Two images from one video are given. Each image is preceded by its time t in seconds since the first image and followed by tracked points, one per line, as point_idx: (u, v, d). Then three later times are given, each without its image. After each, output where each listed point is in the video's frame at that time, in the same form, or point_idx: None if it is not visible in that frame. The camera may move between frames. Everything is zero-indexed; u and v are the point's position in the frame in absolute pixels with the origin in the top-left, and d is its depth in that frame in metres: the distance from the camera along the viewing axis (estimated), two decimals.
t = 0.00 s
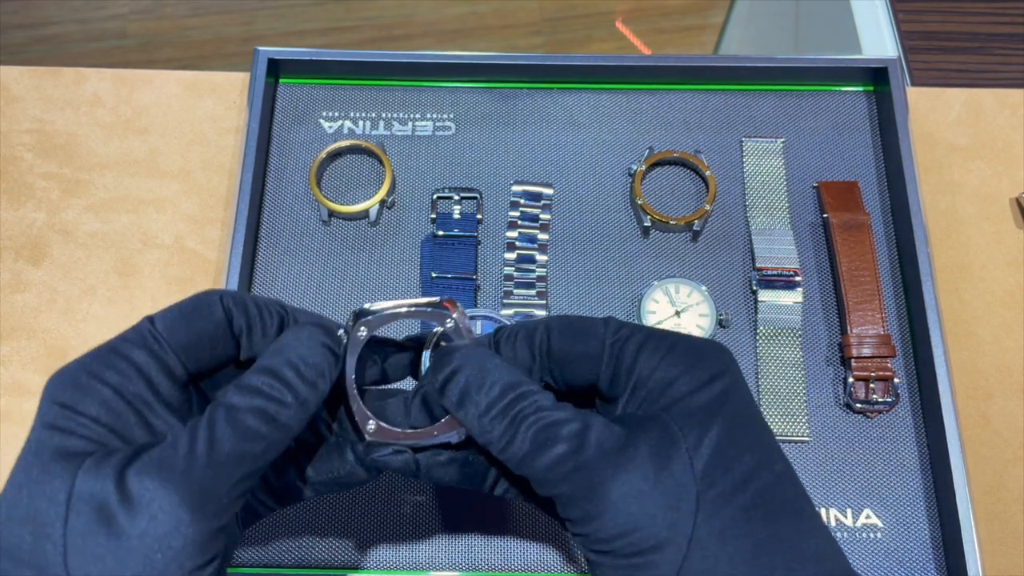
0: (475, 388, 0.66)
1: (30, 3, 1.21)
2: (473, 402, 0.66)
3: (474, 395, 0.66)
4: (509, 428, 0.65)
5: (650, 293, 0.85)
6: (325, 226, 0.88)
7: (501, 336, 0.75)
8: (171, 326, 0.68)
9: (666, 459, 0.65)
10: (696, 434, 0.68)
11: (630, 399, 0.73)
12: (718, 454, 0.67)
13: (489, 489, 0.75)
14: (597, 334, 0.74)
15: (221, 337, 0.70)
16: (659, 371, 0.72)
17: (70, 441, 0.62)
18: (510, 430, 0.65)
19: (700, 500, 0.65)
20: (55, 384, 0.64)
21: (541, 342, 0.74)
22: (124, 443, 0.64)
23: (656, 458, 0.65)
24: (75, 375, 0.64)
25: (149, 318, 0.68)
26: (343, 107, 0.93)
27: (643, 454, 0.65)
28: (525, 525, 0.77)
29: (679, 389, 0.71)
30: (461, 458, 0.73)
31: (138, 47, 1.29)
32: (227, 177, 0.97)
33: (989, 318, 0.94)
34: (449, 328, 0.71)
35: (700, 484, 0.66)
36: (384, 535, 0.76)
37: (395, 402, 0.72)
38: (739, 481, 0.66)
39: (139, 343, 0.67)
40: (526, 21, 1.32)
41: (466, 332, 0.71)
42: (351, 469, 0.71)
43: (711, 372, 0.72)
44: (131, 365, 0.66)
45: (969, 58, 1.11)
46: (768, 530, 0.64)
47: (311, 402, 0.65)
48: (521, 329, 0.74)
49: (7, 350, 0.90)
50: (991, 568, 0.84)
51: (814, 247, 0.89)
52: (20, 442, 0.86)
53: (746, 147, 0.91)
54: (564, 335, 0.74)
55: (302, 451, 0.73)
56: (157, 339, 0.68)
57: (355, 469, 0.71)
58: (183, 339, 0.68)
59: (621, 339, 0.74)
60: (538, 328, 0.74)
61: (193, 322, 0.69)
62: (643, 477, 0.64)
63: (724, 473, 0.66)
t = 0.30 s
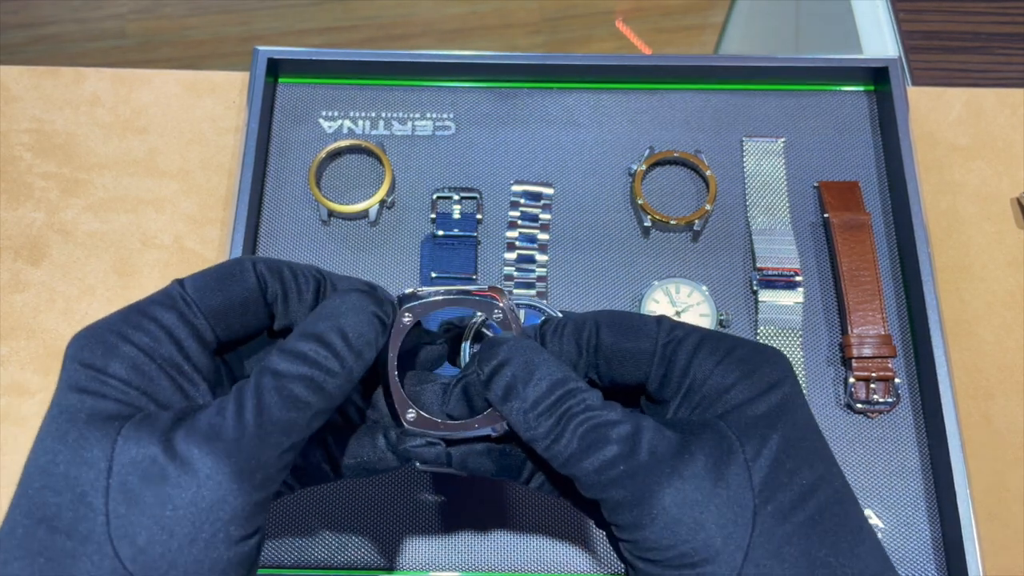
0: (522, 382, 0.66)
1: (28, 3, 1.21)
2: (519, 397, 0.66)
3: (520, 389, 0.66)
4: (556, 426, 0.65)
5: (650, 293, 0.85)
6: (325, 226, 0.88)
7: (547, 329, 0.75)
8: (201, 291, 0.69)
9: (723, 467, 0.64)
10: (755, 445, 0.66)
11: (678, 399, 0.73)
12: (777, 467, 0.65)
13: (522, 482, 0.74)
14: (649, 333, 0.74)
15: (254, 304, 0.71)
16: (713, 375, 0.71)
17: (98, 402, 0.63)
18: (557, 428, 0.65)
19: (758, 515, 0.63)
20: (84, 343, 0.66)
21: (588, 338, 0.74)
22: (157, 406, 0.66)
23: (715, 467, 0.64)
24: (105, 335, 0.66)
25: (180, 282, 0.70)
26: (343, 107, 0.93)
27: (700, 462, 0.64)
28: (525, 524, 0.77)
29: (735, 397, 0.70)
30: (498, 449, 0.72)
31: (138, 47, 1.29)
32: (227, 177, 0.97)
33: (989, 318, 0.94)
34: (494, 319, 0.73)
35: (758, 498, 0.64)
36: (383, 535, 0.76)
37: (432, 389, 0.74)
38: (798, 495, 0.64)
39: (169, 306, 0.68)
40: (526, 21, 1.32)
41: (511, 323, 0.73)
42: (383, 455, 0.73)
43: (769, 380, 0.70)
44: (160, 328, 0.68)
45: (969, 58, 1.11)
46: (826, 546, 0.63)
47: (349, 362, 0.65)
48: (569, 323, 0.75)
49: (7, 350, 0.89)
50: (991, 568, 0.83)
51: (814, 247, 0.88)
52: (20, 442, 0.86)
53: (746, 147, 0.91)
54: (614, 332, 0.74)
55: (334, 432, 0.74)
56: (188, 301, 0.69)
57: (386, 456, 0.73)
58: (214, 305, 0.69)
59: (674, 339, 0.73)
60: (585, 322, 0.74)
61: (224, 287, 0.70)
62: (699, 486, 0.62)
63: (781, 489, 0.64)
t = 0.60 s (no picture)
0: (538, 382, 0.66)
1: (28, 3, 1.21)
2: (535, 397, 0.66)
3: (536, 390, 0.66)
4: (572, 427, 0.65)
5: (650, 293, 0.85)
6: (325, 226, 0.88)
7: (564, 328, 0.75)
8: (199, 295, 0.69)
9: (744, 473, 0.64)
10: (776, 452, 0.65)
11: (697, 403, 0.73)
12: (797, 475, 0.65)
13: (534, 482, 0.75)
14: (668, 336, 0.73)
15: (256, 309, 0.72)
16: (733, 380, 0.71)
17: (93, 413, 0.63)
18: (574, 429, 0.64)
19: (779, 524, 0.63)
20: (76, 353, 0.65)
21: (606, 339, 0.74)
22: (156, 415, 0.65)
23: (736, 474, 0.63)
24: (98, 342, 0.66)
25: (178, 288, 0.70)
26: (343, 106, 0.93)
27: (720, 467, 0.63)
28: (525, 524, 0.77)
29: (755, 403, 0.70)
30: (512, 450, 0.74)
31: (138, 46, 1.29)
32: (226, 177, 0.97)
33: (990, 318, 0.94)
34: (510, 318, 0.72)
35: (779, 507, 0.64)
36: (383, 535, 0.76)
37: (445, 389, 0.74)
38: (819, 505, 0.64)
39: (167, 311, 0.68)
40: (526, 21, 1.31)
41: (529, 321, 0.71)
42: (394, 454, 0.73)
43: (790, 388, 0.70)
44: (158, 333, 0.68)
45: (970, 58, 1.11)
46: (846, 558, 0.63)
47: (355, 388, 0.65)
48: (586, 323, 0.74)
49: (7, 350, 0.89)
50: (991, 568, 0.83)
51: (815, 247, 0.88)
52: (19, 443, 0.86)
53: (746, 147, 0.91)
54: (633, 335, 0.73)
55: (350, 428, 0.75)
56: (186, 308, 0.69)
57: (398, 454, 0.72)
58: (214, 309, 0.70)
59: (693, 342, 0.73)
60: (603, 323, 0.74)
61: (225, 293, 0.70)
62: (718, 493, 0.62)
63: (802, 498, 0.64)
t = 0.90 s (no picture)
0: (543, 387, 0.67)
1: (27, 3, 1.20)
2: (540, 402, 0.66)
3: (541, 394, 0.66)
4: (578, 432, 0.65)
5: (650, 293, 0.85)
6: (325, 226, 0.88)
7: (568, 327, 0.76)
8: (236, 272, 0.69)
9: (754, 476, 0.62)
10: (786, 452, 0.64)
11: (706, 401, 0.73)
12: (809, 475, 0.64)
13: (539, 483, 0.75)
14: (674, 334, 0.74)
15: (288, 291, 0.72)
16: (742, 377, 0.70)
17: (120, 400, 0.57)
18: (580, 434, 0.65)
19: (791, 525, 0.62)
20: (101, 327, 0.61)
21: (610, 338, 0.75)
22: (186, 413, 0.60)
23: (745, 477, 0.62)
24: (129, 317, 0.62)
25: (213, 263, 0.69)
26: (343, 107, 0.93)
27: (728, 468, 0.63)
28: (526, 523, 0.77)
29: (765, 401, 0.69)
30: (519, 453, 0.74)
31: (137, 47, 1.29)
32: (226, 177, 0.97)
33: (990, 318, 0.94)
34: (510, 324, 0.72)
35: (791, 508, 0.63)
36: (383, 535, 0.76)
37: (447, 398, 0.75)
38: (833, 504, 0.63)
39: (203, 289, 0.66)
40: (526, 21, 1.31)
41: (531, 324, 0.72)
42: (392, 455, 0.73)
43: (799, 384, 0.69)
44: (192, 314, 0.64)
45: (970, 58, 1.11)
46: (861, 559, 0.62)
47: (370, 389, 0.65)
48: (589, 321, 0.75)
49: (7, 350, 0.89)
50: (992, 568, 0.83)
51: (815, 247, 0.88)
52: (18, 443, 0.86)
53: (747, 147, 0.91)
54: (638, 332, 0.74)
55: (358, 425, 0.73)
56: (222, 289, 0.68)
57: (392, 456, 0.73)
58: (249, 284, 0.69)
59: (700, 340, 0.73)
60: (607, 321, 0.75)
61: (261, 271, 0.70)
62: (728, 494, 0.61)
63: (814, 498, 0.63)
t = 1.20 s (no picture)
0: (547, 378, 0.66)
1: (27, 3, 1.21)
2: (545, 394, 0.66)
3: (546, 386, 0.66)
4: (584, 424, 0.65)
5: (650, 294, 0.85)
6: (325, 226, 0.88)
7: (571, 323, 0.75)
8: (242, 256, 0.68)
9: (760, 468, 0.63)
10: (793, 443, 0.65)
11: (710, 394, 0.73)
12: (815, 466, 0.64)
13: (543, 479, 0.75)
14: (678, 328, 0.74)
15: (293, 274, 0.72)
16: (746, 371, 0.71)
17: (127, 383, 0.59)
18: (585, 426, 0.64)
19: (798, 516, 0.63)
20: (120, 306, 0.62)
21: (613, 333, 0.74)
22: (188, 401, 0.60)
23: (752, 468, 0.63)
24: (135, 295, 0.62)
25: (220, 246, 0.69)
26: (343, 107, 0.93)
27: (736, 460, 0.63)
28: (526, 523, 0.77)
29: (769, 394, 0.69)
30: (519, 446, 0.73)
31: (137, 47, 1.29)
32: (226, 177, 0.97)
33: (990, 318, 0.94)
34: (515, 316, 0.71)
35: (797, 500, 0.63)
36: (383, 535, 0.76)
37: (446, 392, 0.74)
38: (838, 495, 0.64)
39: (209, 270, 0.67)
40: (526, 20, 1.31)
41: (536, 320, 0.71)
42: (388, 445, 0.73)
43: (803, 377, 0.69)
44: (197, 294, 0.65)
45: (970, 58, 1.11)
46: (868, 550, 0.62)
47: (368, 377, 0.64)
48: (593, 317, 0.74)
49: (6, 350, 0.89)
50: (992, 569, 0.83)
51: (815, 247, 0.88)
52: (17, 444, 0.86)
53: (747, 147, 0.91)
54: (643, 327, 0.73)
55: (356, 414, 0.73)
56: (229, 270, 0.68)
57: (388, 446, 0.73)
58: (255, 267, 0.69)
59: (704, 334, 0.73)
60: (611, 317, 0.74)
61: (267, 255, 0.70)
62: (735, 485, 0.61)
63: (820, 489, 0.64)
